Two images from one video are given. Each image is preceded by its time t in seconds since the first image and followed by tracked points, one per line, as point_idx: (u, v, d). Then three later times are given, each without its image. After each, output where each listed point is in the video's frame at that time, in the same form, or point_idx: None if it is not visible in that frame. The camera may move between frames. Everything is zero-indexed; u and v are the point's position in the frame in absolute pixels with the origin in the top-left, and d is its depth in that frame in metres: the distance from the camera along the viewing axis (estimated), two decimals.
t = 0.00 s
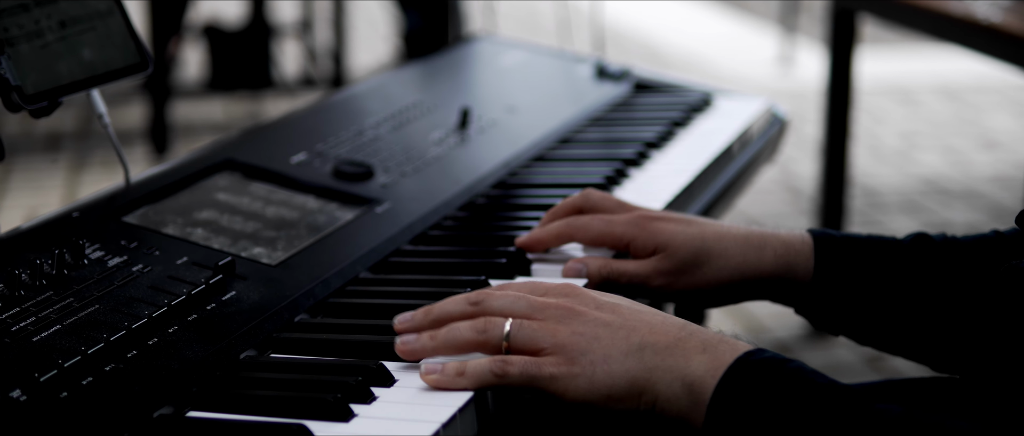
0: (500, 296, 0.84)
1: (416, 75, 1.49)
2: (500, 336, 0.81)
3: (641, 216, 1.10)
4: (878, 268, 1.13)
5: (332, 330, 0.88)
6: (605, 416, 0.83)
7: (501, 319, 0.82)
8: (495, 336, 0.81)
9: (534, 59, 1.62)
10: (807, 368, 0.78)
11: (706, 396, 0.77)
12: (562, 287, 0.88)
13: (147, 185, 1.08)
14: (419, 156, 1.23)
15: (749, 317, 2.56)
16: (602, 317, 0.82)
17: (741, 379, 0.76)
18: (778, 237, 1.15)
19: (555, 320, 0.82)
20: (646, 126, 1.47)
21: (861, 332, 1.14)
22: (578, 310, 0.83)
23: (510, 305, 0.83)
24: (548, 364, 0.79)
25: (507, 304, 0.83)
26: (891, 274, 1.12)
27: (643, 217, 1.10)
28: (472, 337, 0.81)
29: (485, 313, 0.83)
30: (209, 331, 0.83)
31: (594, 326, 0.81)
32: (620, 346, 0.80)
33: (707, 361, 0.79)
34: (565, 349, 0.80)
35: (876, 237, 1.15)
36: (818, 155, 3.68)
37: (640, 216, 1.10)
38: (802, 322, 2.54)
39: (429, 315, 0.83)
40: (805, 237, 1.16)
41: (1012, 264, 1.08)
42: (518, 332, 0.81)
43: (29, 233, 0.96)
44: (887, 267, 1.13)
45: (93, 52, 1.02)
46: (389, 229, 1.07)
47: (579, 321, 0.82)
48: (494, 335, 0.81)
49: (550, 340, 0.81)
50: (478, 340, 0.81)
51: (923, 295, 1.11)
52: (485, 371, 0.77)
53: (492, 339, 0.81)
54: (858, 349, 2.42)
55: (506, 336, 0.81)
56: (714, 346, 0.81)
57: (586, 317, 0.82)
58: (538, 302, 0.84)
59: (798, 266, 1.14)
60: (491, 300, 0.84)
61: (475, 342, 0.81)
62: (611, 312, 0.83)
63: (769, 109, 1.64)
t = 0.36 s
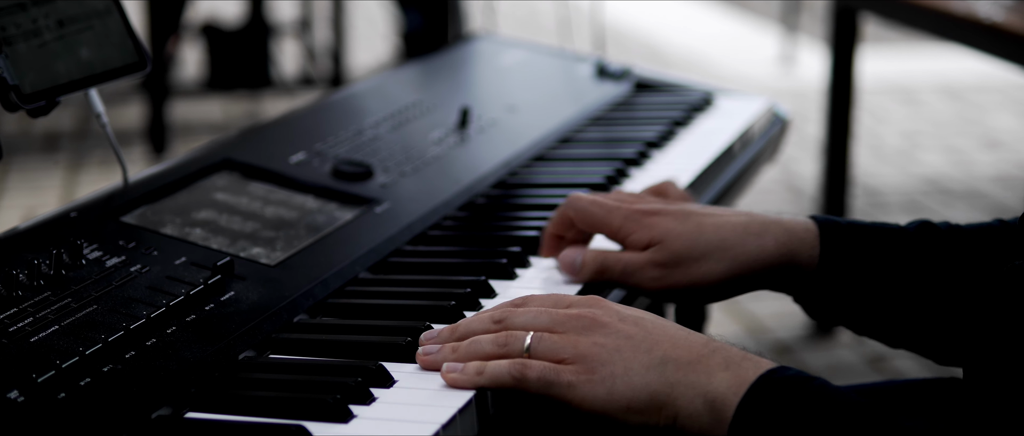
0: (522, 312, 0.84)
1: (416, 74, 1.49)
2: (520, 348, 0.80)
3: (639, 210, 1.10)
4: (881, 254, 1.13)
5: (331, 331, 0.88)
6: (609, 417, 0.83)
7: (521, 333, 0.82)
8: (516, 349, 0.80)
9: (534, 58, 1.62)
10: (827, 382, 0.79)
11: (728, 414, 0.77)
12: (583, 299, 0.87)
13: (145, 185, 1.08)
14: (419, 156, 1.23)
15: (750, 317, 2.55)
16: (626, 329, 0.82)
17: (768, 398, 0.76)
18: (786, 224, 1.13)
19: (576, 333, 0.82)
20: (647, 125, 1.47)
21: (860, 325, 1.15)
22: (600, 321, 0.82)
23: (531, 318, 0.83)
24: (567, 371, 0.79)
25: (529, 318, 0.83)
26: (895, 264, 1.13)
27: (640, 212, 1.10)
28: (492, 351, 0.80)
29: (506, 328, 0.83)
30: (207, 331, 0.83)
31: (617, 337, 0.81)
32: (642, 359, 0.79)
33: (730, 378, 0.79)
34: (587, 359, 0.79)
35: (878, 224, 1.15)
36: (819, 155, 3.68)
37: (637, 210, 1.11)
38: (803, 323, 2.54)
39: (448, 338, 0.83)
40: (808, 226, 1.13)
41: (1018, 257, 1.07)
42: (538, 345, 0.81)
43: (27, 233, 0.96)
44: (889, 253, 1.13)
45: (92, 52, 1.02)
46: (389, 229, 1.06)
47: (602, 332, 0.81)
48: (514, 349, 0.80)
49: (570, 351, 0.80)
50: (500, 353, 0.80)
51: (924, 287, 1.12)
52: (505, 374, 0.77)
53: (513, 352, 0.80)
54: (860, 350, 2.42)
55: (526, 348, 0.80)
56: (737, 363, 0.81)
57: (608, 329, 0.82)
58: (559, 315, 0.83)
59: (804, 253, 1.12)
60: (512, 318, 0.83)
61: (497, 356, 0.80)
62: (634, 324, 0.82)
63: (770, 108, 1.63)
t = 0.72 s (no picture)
0: (532, 280, 0.83)
1: (416, 74, 1.48)
2: (531, 327, 0.80)
3: (507, 194, 1.04)
4: (812, 209, 1.04)
5: (331, 331, 0.87)
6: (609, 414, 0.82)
7: (531, 309, 0.81)
8: (526, 329, 0.79)
9: (534, 58, 1.62)
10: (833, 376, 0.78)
11: (730, 404, 0.75)
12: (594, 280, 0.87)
13: (143, 185, 1.08)
14: (418, 156, 1.22)
15: (750, 317, 2.55)
16: (635, 317, 0.81)
17: (771, 386, 0.75)
18: (649, 149, 1.05)
19: (587, 317, 0.81)
20: (648, 124, 1.47)
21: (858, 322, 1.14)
22: (610, 308, 0.82)
23: (540, 295, 0.83)
24: (580, 354, 0.78)
25: (538, 293, 0.83)
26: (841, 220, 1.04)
27: (511, 195, 1.04)
28: (505, 333, 0.79)
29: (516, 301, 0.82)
30: (205, 332, 0.82)
31: (628, 325, 0.80)
32: (654, 346, 0.78)
33: (734, 368, 0.77)
34: (598, 344, 0.79)
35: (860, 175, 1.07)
36: (821, 154, 3.67)
37: (507, 195, 1.04)
38: (804, 324, 2.53)
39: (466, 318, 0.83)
40: (676, 149, 1.06)
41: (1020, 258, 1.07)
42: (550, 324, 0.80)
43: (24, 233, 0.95)
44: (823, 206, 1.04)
45: (89, 51, 1.01)
46: (388, 229, 1.06)
47: (613, 318, 0.81)
48: (524, 327, 0.79)
49: (581, 333, 0.80)
50: (512, 334, 0.79)
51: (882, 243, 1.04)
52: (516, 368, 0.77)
53: (522, 331, 0.79)
54: (861, 350, 2.41)
55: (537, 327, 0.80)
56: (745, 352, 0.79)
57: (619, 316, 0.81)
58: (570, 294, 0.83)
59: (673, 175, 1.03)
60: (523, 285, 0.83)
61: (511, 338, 0.79)
62: (642, 311, 0.82)
63: (772, 107, 1.63)
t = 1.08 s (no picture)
0: (535, 279, 0.82)
1: (415, 73, 1.48)
2: (534, 326, 0.79)
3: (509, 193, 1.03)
4: (813, 213, 1.07)
5: (329, 332, 0.86)
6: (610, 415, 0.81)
7: (534, 307, 0.80)
8: (529, 327, 0.79)
9: (534, 57, 1.61)
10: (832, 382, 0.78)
11: (731, 410, 0.75)
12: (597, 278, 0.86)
13: (141, 185, 1.07)
14: (418, 155, 1.22)
15: (752, 317, 2.54)
16: (639, 316, 0.80)
17: (773, 392, 0.75)
18: (653, 158, 1.08)
19: (591, 313, 0.80)
20: (649, 124, 1.46)
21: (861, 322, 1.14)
22: (614, 304, 0.81)
23: (543, 293, 0.82)
24: (581, 351, 0.77)
25: (541, 291, 0.82)
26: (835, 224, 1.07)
27: (513, 194, 1.04)
28: (507, 331, 0.78)
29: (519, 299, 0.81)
30: (204, 332, 0.82)
31: (632, 323, 0.79)
32: (658, 347, 0.78)
33: (737, 373, 0.77)
34: (601, 342, 0.78)
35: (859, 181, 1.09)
36: (822, 154, 3.66)
37: (508, 194, 1.04)
38: (806, 325, 2.53)
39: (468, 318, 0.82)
40: (680, 157, 1.09)
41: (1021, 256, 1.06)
42: (552, 322, 0.79)
43: (22, 233, 0.95)
44: (820, 210, 1.07)
45: (87, 50, 1.01)
46: (388, 229, 1.05)
47: (615, 315, 0.80)
48: (527, 326, 0.79)
49: (584, 330, 0.78)
50: (514, 333, 0.78)
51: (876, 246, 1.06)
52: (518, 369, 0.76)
53: (525, 330, 0.79)
54: (863, 351, 2.41)
55: (540, 325, 0.79)
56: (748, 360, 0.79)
57: (623, 313, 0.80)
58: (574, 291, 0.82)
59: (678, 184, 1.06)
60: (525, 284, 0.82)
61: (513, 337, 0.78)
62: (647, 310, 0.82)
63: (773, 107, 1.62)
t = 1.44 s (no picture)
0: (543, 287, 0.83)
1: (414, 72, 1.47)
2: (540, 334, 0.80)
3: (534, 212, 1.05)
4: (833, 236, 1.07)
5: (328, 333, 0.86)
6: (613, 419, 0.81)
7: (541, 315, 0.81)
8: (535, 335, 0.80)
9: (534, 56, 1.60)
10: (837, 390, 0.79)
11: (738, 419, 0.76)
12: (604, 288, 0.87)
13: (139, 185, 1.06)
14: (417, 155, 1.21)
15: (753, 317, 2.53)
16: (647, 325, 0.81)
17: (780, 402, 0.75)
18: (675, 197, 1.07)
19: (599, 321, 0.81)
20: (649, 124, 1.46)
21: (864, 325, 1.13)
22: (622, 312, 0.82)
23: (551, 300, 0.83)
24: (587, 361, 0.78)
25: (550, 298, 0.83)
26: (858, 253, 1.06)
27: (537, 214, 1.05)
28: (515, 340, 0.79)
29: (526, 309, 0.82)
30: (202, 333, 0.81)
31: (640, 332, 0.80)
32: (664, 356, 0.78)
33: (744, 384, 0.77)
34: (608, 351, 0.78)
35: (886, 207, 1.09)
36: (824, 154, 3.66)
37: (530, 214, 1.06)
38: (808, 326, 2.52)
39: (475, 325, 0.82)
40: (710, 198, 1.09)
41: None
42: (559, 330, 0.80)
43: (19, 234, 0.94)
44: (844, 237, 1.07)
45: (85, 49, 1.00)
46: (388, 229, 1.05)
47: (624, 324, 0.80)
48: (534, 334, 0.80)
49: (591, 339, 0.79)
50: (521, 340, 0.79)
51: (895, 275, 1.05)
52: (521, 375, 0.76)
53: (531, 339, 0.79)
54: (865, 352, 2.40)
55: (546, 333, 0.80)
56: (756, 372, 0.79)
57: (631, 322, 0.81)
58: (582, 298, 0.83)
59: (701, 224, 1.06)
60: (533, 293, 0.83)
61: (519, 344, 0.79)
62: (655, 320, 0.83)
63: (774, 106, 1.62)
